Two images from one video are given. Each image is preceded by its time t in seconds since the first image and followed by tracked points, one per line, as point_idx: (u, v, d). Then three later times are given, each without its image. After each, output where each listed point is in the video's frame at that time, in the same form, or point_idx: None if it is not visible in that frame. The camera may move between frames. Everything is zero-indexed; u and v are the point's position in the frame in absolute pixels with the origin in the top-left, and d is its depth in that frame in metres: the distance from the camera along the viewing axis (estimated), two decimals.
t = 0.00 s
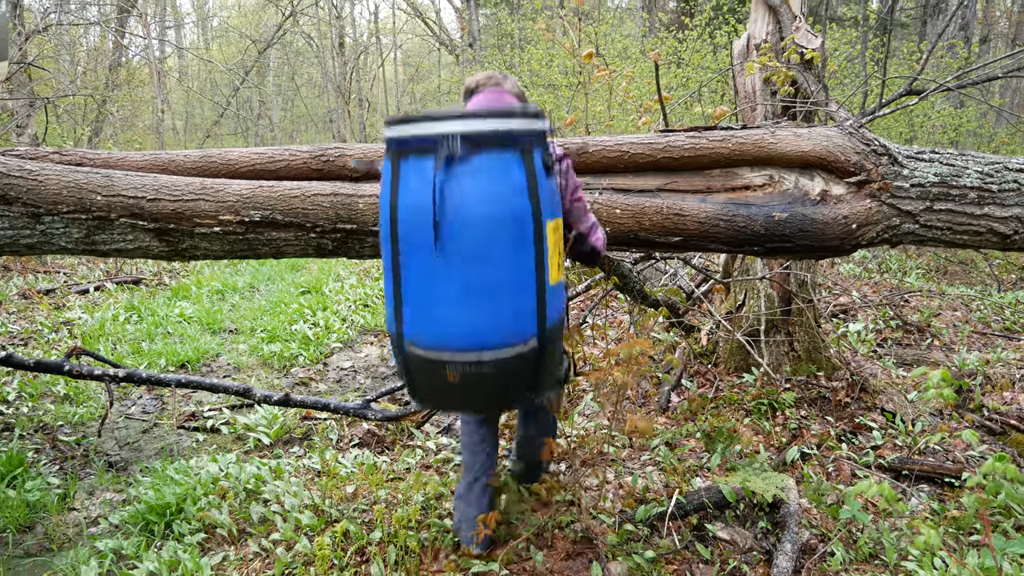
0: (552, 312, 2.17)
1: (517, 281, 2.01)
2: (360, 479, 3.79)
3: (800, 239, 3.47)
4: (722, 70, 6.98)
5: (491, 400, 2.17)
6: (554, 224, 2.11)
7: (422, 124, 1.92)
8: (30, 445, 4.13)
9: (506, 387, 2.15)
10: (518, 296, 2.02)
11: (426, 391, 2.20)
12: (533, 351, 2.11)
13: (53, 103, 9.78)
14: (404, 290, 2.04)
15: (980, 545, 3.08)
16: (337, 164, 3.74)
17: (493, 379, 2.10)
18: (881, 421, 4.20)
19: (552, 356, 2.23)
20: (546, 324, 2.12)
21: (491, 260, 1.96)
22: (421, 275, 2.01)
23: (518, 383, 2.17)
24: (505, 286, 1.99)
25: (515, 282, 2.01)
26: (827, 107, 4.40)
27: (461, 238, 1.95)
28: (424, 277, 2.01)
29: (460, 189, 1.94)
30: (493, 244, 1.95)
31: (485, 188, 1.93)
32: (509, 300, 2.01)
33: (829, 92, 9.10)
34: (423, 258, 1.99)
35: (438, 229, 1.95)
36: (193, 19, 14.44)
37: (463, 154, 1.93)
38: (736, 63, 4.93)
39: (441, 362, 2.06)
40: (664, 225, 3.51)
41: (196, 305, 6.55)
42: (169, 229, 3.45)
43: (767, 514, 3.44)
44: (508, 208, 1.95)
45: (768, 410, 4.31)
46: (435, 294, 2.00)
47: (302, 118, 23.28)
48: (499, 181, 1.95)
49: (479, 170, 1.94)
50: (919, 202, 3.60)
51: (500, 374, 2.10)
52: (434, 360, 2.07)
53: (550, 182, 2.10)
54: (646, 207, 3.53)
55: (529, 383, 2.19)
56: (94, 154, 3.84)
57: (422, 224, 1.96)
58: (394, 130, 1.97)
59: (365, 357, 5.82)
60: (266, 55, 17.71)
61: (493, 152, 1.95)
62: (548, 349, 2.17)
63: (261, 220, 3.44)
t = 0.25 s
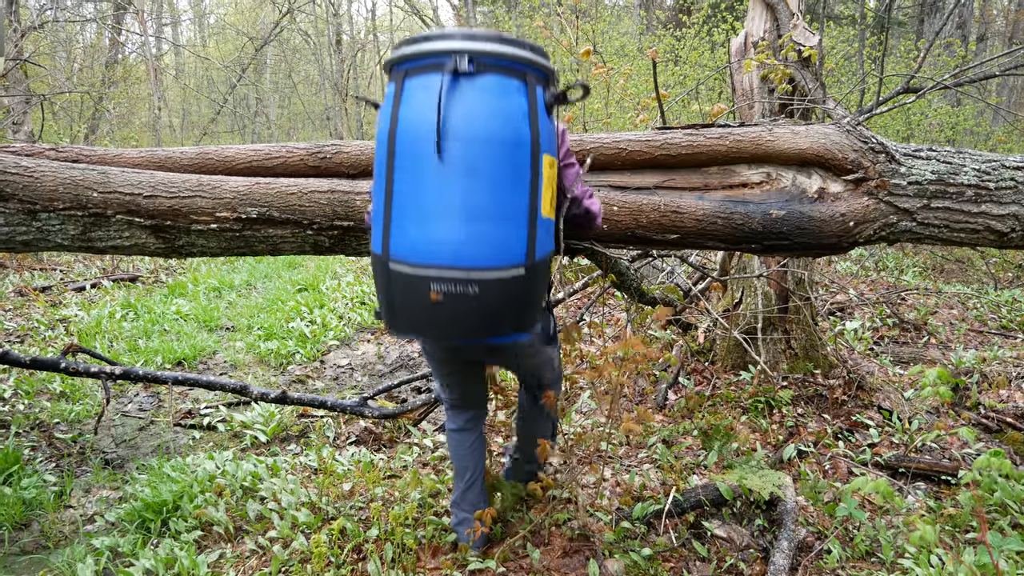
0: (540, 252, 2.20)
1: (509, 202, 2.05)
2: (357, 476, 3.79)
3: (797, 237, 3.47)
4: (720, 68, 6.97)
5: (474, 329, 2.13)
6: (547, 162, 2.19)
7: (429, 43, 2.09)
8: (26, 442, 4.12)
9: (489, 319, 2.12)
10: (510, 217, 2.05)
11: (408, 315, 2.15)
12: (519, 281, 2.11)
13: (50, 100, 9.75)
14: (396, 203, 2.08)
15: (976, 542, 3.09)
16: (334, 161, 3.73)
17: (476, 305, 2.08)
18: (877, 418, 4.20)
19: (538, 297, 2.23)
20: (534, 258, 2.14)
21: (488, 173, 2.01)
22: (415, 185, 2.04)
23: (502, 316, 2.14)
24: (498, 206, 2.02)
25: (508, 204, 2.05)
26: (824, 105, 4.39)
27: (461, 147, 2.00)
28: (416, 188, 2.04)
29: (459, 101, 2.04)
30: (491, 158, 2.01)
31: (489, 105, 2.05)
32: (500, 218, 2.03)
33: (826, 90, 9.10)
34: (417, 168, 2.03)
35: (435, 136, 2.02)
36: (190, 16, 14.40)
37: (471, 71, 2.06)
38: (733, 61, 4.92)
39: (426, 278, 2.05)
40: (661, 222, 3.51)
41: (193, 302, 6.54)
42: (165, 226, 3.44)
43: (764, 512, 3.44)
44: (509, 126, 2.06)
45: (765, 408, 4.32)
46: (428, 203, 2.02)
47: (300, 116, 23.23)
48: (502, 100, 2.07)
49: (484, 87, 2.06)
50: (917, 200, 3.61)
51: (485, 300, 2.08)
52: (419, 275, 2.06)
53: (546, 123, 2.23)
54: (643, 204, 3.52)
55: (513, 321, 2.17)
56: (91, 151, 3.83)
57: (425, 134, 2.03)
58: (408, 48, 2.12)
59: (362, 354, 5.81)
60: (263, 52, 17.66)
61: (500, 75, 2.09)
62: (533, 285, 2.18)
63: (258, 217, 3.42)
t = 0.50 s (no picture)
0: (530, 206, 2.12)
1: (497, 146, 2.00)
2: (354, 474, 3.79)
3: (795, 234, 3.46)
4: (718, 66, 6.96)
5: (458, 275, 2.02)
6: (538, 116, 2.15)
7: None
8: (22, 440, 4.11)
9: (475, 266, 2.01)
10: (497, 159, 1.99)
11: (391, 262, 2.06)
12: (508, 228, 2.01)
13: (46, 97, 9.72)
14: (383, 146, 2.04)
15: (973, 540, 3.09)
16: (331, 158, 3.72)
17: (461, 248, 1.97)
18: (874, 416, 4.21)
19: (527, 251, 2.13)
20: (524, 207, 2.06)
21: (475, 115, 1.98)
22: (402, 126, 2.01)
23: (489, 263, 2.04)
24: (486, 147, 1.97)
25: (496, 148, 2.00)
26: (821, 102, 4.38)
27: (449, 88, 1.98)
28: (403, 129, 2.00)
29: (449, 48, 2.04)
30: (479, 102, 1.99)
31: (479, 52, 2.05)
32: (487, 160, 1.97)
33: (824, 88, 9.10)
34: (405, 110, 2.01)
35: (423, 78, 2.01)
36: (186, 13, 14.34)
37: (462, 20, 2.09)
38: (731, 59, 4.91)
39: (410, 218, 1.97)
40: (659, 220, 3.49)
41: (189, 300, 6.52)
42: (162, 223, 3.43)
43: (761, 509, 3.45)
44: (499, 72, 2.04)
45: (762, 406, 4.32)
46: (415, 143, 1.97)
47: (297, 113, 23.19)
48: (493, 49, 2.07)
49: (475, 36, 2.08)
50: (914, 198, 3.61)
51: (469, 244, 1.97)
52: (402, 217, 1.98)
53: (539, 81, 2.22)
54: (641, 202, 3.51)
55: (501, 270, 2.06)
56: (87, 147, 3.81)
57: (414, 77, 2.02)
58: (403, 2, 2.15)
59: (359, 352, 5.81)
60: (260, 50, 17.61)
61: (492, 26, 2.12)
62: (523, 236, 2.08)
63: (255, 214, 3.42)
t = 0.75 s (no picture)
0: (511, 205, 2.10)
1: (478, 145, 2.00)
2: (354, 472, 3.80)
3: (793, 234, 3.48)
4: (717, 64, 6.97)
5: (431, 271, 2.02)
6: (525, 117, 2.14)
7: None
8: (23, 438, 4.12)
9: (449, 262, 2.00)
10: (476, 158, 1.99)
11: (369, 255, 2.08)
12: (484, 227, 2.00)
13: (45, 94, 9.70)
14: (369, 139, 2.06)
15: (970, 539, 3.11)
16: (331, 158, 3.72)
17: (436, 244, 1.97)
18: (873, 415, 4.23)
19: (506, 251, 2.11)
20: (502, 206, 2.05)
21: (459, 113, 1.99)
22: (389, 122, 2.03)
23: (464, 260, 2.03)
24: (466, 144, 1.97)
25: (477, 147, 2.00)
26: (820, 102, 4.39)
27: (434, 84, 2.00)
28: (389, 124, 2.03)
29: (440, 45, 2.06)
30: (466, 100, 2.00)
31: (470, 51, 2.06)
32: (466, 157, 1.98)
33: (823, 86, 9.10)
34: (392, 106, 2.04)
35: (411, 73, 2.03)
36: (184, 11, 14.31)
37: (454, 17, 2.09)
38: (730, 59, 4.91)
39: (387, 212, 1.98)
40: (658, 219, 3.50)
41: (188, 298, 6.52)
42: (163, 222, 3.44)
43: (759, 508, 3.47)
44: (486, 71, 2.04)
45: (761, 405, 4.34)
46: (398, 138, 1.99)
47: (295, 111, 23.16)
48: (482, 48, 2.08)
49: (465, 34, 2.08)
50: (912, 198, 3.63)
51: (445, 240, 1.97)
52: (381, 209, 2.00)
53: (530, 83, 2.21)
54: (640, 201, 3.52)
55: (477, 268, 2.04)
56: (87, 147, 3.81)
57: (403, 74, 2.04)
58: None
59: (358, 351, 5.82)
60: (259, 47, 17.57)
61: (483, 24, 2.12)
62: (502, 235, 2.06)
63: (255, 214, 3.42)
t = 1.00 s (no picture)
0: (464, 189, 2.07)
1: (425, 129, 2.00)
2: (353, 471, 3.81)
3: (790, 234, 3.49)
4: (715, 64, 6.99)
5: (374, 255, 2.02)
6: (483, 102, 2.10)
7: None
8: (21, 437, 4.12)
9: (391, 243, 2.00)
10: (421, 140, 1.99)
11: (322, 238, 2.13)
12: (428, 210, 1.99)
13: (43, 93, 9.69)
14: (326, 125, 2.12)
15: (965, 537, 3.13)
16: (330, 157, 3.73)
17: (378, 225, 1.98)
18: (869, 414, 4.25)
19: (456, 237, 2.07)
20: (450, 189, 2.03)
21: (406, 97, 2.00)
22: (343, 107, 2.08)
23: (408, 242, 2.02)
24: (412, 129, 1.98)
25: (424, 130, 2.00)
26: (818, 103, 4.40)
27: (386, 69, 2.02)
28: (343, 110, 2.07)
29: (397, 30, 2.08)
30: (415, 85, 2.01)
31: (425, 35, 2.06)
32: (411, 140, 1.98)
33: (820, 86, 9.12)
34: (347, 92, 2.08)
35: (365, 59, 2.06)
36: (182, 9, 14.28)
37: (413, 5, 2.11)
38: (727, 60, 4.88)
39: (332, 194, 2.02)
40: (656, 220, 3.52)
41: (186, 297, 6.52)
42: (162, 222, 3.45)
43: (756, 506, 3.48)
44: (438, 55, 2.04)
45: (758, 404, 4.35)
46: (350, 123, 2.03)
47: (293, 109, 23.14)
48: (440, 33, 2.07)
49: (423, 20, 2.08)
50: (909, 198, 3.65)
51: (386, 222, 1.98)
52: (328, 192, 2.04)
53: (493, 69, 2.17)
54: (638, 202, 3.53)
55: (420, 250, 2.02)
56: (86, 147, 3.81)
57: (359, 60, 2.08)
58: None
59: (356, 350, 5.82)
60: (257, 46, 17.55)
61: (443, 10, 2.11)
62: (450, 219, 2.04)
63: (254, 214, 3.43)
